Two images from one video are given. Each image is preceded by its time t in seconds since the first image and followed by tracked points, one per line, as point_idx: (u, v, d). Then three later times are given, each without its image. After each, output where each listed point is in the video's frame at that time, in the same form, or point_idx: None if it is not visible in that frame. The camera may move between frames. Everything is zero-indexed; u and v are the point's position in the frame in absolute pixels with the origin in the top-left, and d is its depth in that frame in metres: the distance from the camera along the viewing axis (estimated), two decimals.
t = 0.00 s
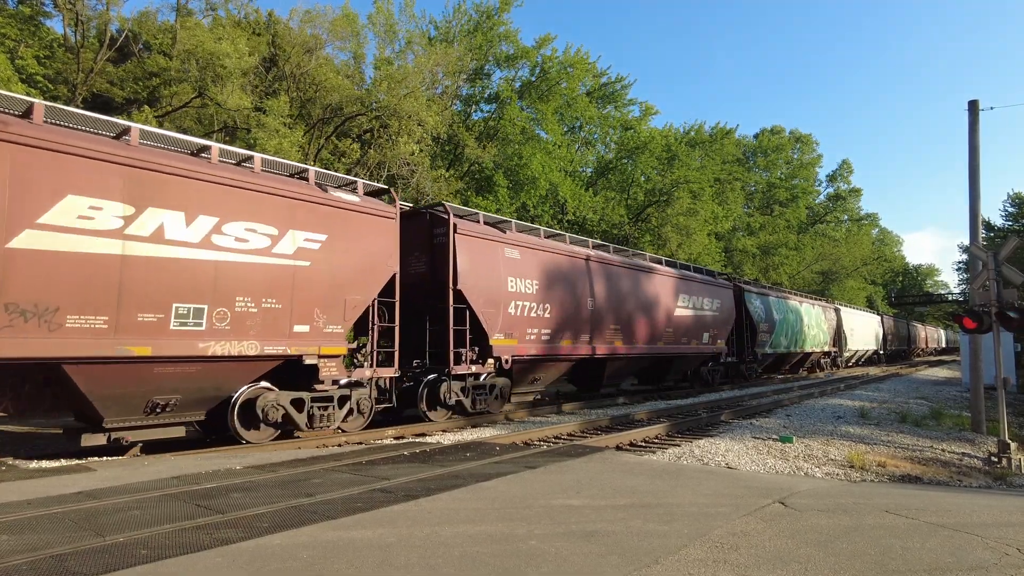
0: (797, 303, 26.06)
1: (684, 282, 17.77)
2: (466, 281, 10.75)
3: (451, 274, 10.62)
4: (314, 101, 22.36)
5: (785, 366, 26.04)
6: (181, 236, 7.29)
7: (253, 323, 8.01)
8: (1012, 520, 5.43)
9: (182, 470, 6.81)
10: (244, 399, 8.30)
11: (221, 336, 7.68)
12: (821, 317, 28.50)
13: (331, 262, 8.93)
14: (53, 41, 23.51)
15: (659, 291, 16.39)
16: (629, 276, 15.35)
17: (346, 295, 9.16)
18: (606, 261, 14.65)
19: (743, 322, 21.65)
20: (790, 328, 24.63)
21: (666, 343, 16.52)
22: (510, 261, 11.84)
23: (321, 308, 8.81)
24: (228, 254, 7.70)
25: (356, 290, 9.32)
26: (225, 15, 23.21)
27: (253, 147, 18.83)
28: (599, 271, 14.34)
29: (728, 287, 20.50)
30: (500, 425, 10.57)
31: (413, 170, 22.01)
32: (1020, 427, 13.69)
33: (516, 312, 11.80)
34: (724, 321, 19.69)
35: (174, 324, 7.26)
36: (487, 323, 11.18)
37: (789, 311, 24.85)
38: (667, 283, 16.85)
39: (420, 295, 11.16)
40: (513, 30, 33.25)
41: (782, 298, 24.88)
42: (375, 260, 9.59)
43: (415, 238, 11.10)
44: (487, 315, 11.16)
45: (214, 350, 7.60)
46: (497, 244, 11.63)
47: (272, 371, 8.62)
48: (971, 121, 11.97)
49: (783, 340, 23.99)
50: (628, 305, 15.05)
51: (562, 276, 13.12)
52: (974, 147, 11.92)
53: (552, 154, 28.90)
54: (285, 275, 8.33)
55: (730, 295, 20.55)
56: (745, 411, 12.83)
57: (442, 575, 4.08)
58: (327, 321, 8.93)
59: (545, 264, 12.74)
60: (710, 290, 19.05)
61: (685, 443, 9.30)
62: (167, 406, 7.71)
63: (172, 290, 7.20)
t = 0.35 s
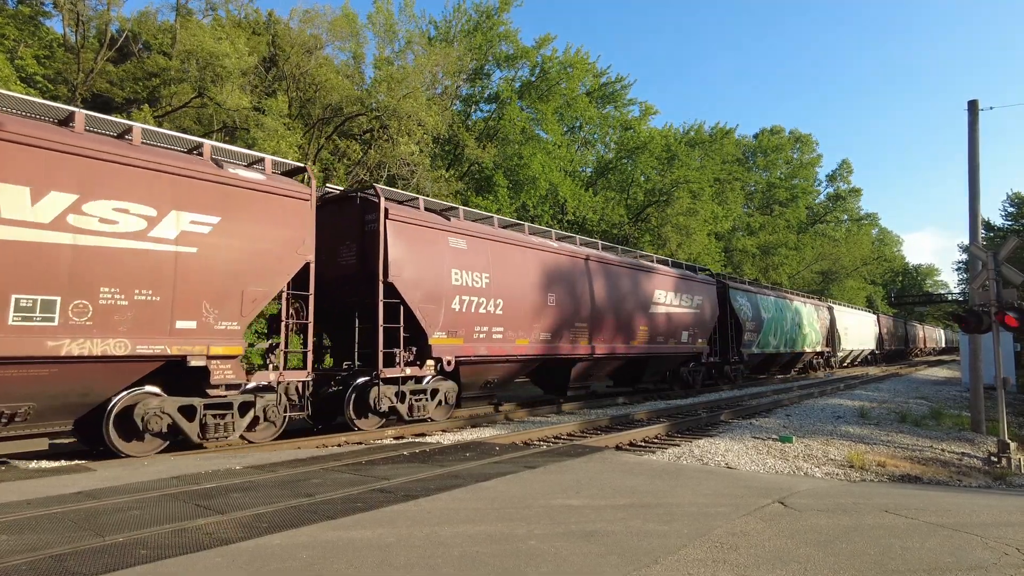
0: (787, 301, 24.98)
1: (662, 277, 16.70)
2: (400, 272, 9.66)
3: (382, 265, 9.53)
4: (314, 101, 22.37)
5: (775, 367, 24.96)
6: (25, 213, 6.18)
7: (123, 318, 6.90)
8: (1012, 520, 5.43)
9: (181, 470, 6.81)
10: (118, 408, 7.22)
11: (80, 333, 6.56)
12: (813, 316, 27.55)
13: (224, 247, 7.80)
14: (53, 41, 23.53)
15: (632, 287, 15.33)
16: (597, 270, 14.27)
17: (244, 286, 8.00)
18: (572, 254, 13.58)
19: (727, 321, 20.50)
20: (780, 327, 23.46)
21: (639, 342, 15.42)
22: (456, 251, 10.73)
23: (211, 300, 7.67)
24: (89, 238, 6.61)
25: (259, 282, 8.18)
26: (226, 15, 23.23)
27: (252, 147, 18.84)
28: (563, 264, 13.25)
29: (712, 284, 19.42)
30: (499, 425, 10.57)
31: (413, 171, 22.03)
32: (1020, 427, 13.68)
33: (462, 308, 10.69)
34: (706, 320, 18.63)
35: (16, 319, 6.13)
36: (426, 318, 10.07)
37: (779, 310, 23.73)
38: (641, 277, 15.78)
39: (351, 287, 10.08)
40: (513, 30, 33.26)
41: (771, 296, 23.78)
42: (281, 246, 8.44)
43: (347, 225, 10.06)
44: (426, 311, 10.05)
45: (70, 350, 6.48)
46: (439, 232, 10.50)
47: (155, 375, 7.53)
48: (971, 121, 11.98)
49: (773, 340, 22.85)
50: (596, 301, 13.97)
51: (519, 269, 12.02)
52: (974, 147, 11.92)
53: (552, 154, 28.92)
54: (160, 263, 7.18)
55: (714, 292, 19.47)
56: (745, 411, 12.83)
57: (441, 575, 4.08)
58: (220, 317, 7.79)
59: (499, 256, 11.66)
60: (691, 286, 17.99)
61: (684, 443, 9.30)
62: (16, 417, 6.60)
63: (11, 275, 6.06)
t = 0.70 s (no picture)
0: (776, 298, 24.02)
1: (633, 271, 15.63)
2: (312, 261, 8.59)
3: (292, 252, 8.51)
4: (314, 101, 22.38)
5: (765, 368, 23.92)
6: None
7: None
8: (1011, 520, 5.43)
9: (182, 470, 6.81)
10: None
11: None
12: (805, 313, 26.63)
13: (84, 228, 6.64)
14: (53, 40, 23.52)
15: (598, 281, 14.25)
16: (559, 262, 13.20)
17: (112, 275, 6.81)
18: (530, 244, 12.50)
19: (710, 319, 19.46)
20: (767, 325, 22.39)
21: (605, 341, 14.32)
22: (384, 238, 9.66)
23: (67, 291, 6.47)
24: None
25: (135, 272, 7.03)
26: (225, 15, 23.22)
27: (251, 147, 18.84)
28: (519, 255, 12.18)
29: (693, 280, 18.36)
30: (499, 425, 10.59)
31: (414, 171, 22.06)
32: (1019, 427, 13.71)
33: (391, 302, 9.62)
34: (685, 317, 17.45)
35: None
36: (347, 313, 9.01)
37: (767, 308, 22.71)
38: (609, 271, 14.71)
39: (263, 277, 9.21)
40: (513, 30, 33.26)
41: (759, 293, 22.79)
42: (158, 230, 7.26)
43: (257, 207, 9.19)
44: (346, 305, 8.99)
45: None
46: (364, 218, 9.45)
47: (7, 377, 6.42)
48: (971, 121, 11.99)
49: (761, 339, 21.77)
50: (556, 296, 12.88)
51: (465, 260, 10.95)
52: (974, 147, 11.93)
53: (552, 154, 28.93)
54: None
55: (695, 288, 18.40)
56: (745, 411, 12.83)
57: (441, 575, 4.08)
58: (82, 310, 6.59)
59: (442, 245, 10.59)
60: (668, 281, 16.92)
61: (684, 443, 9.31)
62: None
63: None
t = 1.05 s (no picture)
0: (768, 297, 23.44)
1: (601, 266, 14.56)
2: (200, 251, 7.55)
3: (175, 238, 7.47)
4: (313, 101, 22.38)
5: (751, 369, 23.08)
6: None
7: None
8: (1009, 521, 5.43)
9: (181, 470, 6.82)
10: None
11: None
12: (795, 313, 25.80)
13: None
14: (53, 40, 23.53)
15: (561, 275, 13.17)
16: (515, 255, 12.11)
17: None
18: (480, 234, 11.41)
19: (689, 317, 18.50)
20: (751, 325, 21.47)
21: (568, 340, 13.25)
22: (294, 225, 8.58)
23: None
24: None
25: None
26: (225, 15, 23.22)
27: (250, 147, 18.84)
28: (467, 245, 11.10)
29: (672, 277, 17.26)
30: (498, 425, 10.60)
31: (414, 172, 22.05)
32: (1018, 427, 13.72)
33: (303, 296, 8.54)
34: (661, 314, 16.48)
35: None
36: (246, 307, 7.97)
37: (751, 307, 21.79)
38: (574, 266, 13.64)
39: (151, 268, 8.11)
40: (513, 30, 33.27)
41: (743, 291, 21.86)
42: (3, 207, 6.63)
43: (150, 189, 8.16)
44: (244, 300, 7.94)
45: None
46: (271, 201, 8.39)
47: None
48: (970, 121, 11.99)
49: (744, 339, 20.85)
50: (510, 291, 11.78)
51: (400, 249, 9.87)
52: (974, 147, 11.93)
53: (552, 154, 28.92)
54: None
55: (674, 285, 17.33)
56: (744, 411, 12.85)
57: (440, 575, 4.09)
58: None
59: (369, 233, 9.49)
60: (642, 278, 15.88)
61: (684, 443, 9.32)
62: None
63: None
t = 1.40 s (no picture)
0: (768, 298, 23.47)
1: (563, 259, 13.34)
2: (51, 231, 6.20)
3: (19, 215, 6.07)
4: (313, 101, 22.39)
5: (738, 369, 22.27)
6: None
7: None
8: (1008, 521, 5.44)
9: (181, 470, 6.84)
10: None
11: None
12: (786, 312, 25.01)
13: None
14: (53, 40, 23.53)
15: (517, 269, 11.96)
16: (461, 245, 10.87)
17: None
18: (419, 220, 10.13)
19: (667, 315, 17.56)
20: (735, 324, 20.56)
21: (522, 340, 12.07)
22: (182, 205, 7.28)
23: None
24: None
25: None
26: (225, 15, 23.21)
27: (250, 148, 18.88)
28: (402, 233, 9.82)
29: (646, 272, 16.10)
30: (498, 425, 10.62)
31: (414, 172, 22.15)
32: (1017, 427, 13.74)
33: (188, 289, 7.22)
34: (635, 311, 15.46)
35: None
36: (115, 301, 6.66)
37: (734, 306, 20.87)
38: (532, 259, 12.43)
39: None
40: (513, 30, 33.28)
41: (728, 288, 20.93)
42: None
43: None
44: (110, 293, 6.61)
45: None
46: (153, 177, 7.09)
47: None
48: (970, 121, 12.00)
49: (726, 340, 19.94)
50: (454, 286, 10.57)
51: (317, 236, 8.58)
52: (974, 147, 11.93)
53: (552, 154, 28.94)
54: None
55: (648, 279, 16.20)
56: (743, 411, 12.86)
57: (440, 575, 4.09)
58: None
59: (279, 217, 8.19)
60: (610, 273, 14.72)
61: (683, 443, 9.33)
62: None
63: None
